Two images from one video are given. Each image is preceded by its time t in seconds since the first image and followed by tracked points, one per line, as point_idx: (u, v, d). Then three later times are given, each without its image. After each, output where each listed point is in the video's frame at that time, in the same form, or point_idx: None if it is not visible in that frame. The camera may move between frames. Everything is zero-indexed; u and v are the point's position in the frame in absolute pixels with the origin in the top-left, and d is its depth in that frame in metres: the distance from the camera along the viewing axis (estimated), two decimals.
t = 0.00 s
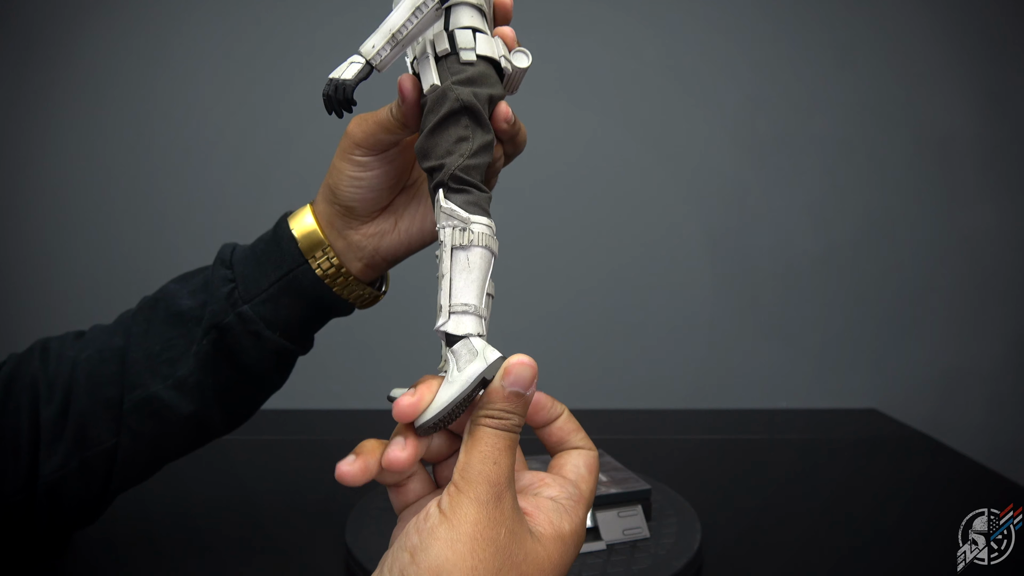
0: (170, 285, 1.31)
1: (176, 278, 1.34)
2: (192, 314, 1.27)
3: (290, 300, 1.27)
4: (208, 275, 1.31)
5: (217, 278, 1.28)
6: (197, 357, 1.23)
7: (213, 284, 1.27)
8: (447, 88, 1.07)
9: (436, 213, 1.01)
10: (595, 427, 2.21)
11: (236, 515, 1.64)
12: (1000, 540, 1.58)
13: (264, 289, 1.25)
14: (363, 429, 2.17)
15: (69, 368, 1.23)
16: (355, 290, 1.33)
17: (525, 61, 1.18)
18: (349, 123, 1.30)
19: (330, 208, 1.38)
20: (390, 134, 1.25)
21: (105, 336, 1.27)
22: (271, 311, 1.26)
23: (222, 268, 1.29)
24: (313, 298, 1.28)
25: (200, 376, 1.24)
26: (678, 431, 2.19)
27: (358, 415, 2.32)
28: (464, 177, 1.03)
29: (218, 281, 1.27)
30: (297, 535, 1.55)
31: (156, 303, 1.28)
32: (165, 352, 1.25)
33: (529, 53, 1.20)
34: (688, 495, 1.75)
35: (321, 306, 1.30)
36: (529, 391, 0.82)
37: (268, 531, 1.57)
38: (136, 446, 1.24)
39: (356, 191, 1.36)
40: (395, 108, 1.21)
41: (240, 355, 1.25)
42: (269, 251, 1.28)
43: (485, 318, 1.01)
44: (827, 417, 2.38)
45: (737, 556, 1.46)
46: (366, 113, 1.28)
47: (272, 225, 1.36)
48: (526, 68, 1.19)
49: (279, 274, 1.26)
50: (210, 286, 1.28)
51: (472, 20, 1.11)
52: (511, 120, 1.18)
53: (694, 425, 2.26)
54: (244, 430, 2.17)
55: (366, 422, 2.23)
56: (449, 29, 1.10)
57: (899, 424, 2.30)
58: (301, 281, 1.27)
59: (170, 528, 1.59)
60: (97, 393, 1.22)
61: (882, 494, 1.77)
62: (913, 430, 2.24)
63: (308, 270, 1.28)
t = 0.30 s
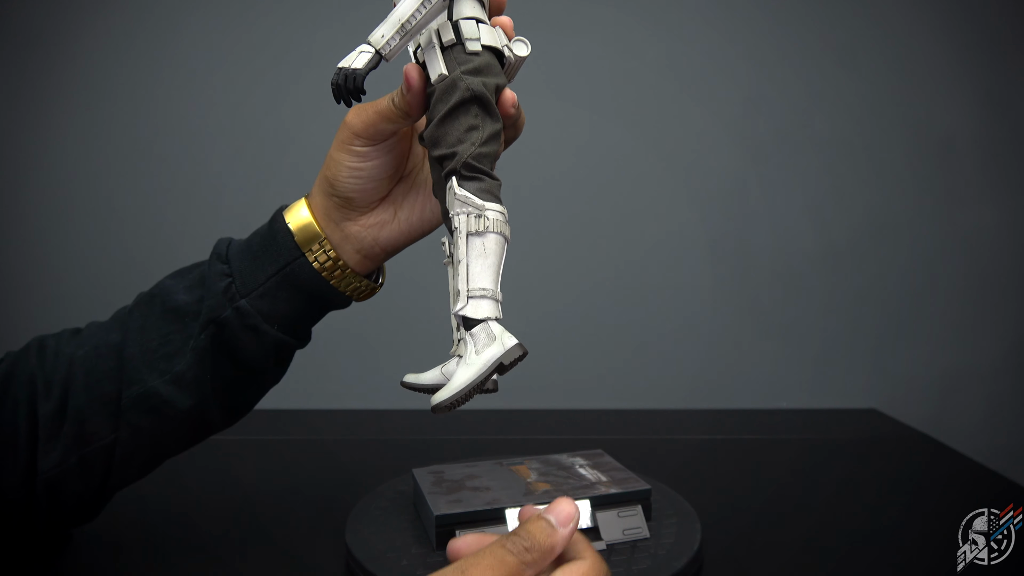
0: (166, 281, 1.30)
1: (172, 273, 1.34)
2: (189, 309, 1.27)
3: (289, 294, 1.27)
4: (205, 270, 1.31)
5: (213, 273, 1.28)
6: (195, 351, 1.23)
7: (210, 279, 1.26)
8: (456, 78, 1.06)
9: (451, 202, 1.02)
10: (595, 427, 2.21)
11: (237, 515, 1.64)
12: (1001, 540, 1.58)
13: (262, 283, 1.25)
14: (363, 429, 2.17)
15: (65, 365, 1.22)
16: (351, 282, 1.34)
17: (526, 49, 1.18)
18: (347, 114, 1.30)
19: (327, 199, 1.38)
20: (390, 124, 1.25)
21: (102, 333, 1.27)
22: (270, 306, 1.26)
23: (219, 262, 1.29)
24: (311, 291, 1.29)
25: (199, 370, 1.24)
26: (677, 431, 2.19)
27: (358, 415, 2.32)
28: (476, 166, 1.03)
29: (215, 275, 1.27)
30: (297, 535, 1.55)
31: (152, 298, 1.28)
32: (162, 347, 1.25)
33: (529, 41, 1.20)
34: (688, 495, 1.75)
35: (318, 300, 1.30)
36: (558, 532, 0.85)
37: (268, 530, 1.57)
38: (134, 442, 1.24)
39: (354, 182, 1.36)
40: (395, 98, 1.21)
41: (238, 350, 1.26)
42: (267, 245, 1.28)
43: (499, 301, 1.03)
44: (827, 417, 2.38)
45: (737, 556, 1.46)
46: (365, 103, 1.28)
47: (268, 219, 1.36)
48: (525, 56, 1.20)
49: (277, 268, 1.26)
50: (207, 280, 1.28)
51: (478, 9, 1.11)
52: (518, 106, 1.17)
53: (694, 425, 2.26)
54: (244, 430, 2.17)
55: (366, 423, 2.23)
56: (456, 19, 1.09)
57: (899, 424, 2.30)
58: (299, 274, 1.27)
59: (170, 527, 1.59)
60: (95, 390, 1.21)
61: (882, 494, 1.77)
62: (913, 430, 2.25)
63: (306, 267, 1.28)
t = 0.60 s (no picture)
0: (159, 274, 1.30)
1: (164, 266, 1.33)
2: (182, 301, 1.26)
3: (282, 283, 1.27)
4: (197, 262, 1.30)
5: (206, 264, 1.27)
6: (189, 343, 1.23)
7: (203, 269, 1.26)
8: (444, 53, 1.06)
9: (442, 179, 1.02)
10: (595, 427, 2.21)
11: (237, 515, 1.64)
12: (1001, 540, 1.58)
13: (255, 272, 1.25)
14: (363, 429, 2.17)
15: (59, 360, 1.22)
16: (346, 270, 1.34)
17: (516, 23, 1.17)
18: (337, 96, 1.30)
19: (319, 185, 1.38)
20: (380, 104, 1.25)
21: (94, 327, 1.26)
22: (264, 295, 1.26)
23: (211, 253, 1.29)
24: (306, 280, 1.29)
25: (194, 362, 1.23)
26: (678, 431, 2.19)
27: (358, 415, 2.32)
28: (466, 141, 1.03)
29: (208, 265, 1.26)
30: (298, 534, 1.55)
31: (145, 291, 1.28)
32: (156, 340, 1.24)
33: (518, 16, 1.20)
34: (689, 495, 1.75)
35: (315, 289, 1.31)
36: None
37: (268, 530, 1.57)
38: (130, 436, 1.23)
39: (345, 166, 1.36)
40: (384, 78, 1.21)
41: (232, 340, 1.26)
42: (259, 234, 1.28)
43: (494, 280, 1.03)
44: (827, 417, 2.38)
45: (737, 556, 1.46)
46: (355, 85, 1.28)
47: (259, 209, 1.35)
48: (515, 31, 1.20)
49: (269, 257, 1.26)
50: (199, 272, 1.27)
51: None
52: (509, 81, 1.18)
53: (694, 425, 2.26)
54: (245, 429, 2.18)
55: (367, 423, 2.23)
56: None
57: (899, 424, 2.30)
58: (291, 263, 1.28)
59: (169, 527, 1.59)
60: (89, 384, 1.21)
61: (882, 494, 1.77)
62: (913, 430, 2.25)
63: (302, 260, 1.28)
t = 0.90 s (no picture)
0: (150, 274, 1.31)
1: (156, 266, 1.34)
2: (174, 301, 1.26)
3: (273, 283, 1.27)
4: (189, 262, 1.31)
5: (197, 264, 1.28)
6: (181, 343, 1.23)
7: (194, 269, 1.26)
8: (436, 51, 1.06)
9: (435, 178, 1.02)
10: (595, 427, 2.21)
11: (237, 516, 1.64)
12: (1001, 540, 1.58)
13: (246, 273, 1.25)
14: (363, 429, 2.17)
15: (51, 361, 1.23)
16: (338, 270, 1.34)
17: (507, 22, 1.17)
18: (328, 96, 1.30)
19: (311, 185, 1.38)
20: (371, 105, 1.25)
21: (87, 328, 1.27)
22: (255, 295, 1.26)
23: (202, 253, 1.29)
24: (298, 280, 1.29)
25: (185, 362, 1.23)
26: (678, 431, 2.19)
27: (358, 416, 2.32)
28: (459, 140, 1.03)
29: (199, 266, 1.27)
30: (298, 535, 1.55)
31: (137, 292, 1.28)
32: (148, 340, 1.24)
33: (510, 16, 1.20)
34: (689, 495, 1.74)
35: (307, 289, 1.31)
36: None
37: (268, 530, 1.57)
38: (121, 436, 1.23)
39: (337, 166, 1.36)
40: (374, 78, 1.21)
41: (225, 339, 1.25)
42: (250, 234, 1.28)
43: (487, 278, 1.04)
44: (827, 417, 2.38)
45: (738, 556, 1.46)
46: (346, 85, 1.28)
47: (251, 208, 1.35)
48: (506, 30, 1.20)
49: (260, 258, 1.26)
50: (190, 272, 1.28)
51: None
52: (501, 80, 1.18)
53: (694, 425, 2.26)
54: (244, 430, 2.17)
55: (367, 423, 2.23)
56: None
57: (900, 424, 2.30)
58: (283, 263, 1.27)
59: (168, 527, 1.59)
60: (81, 384, 1.21)
61: (882, 494, 1.77)
62: (913, 430, 2.24)
63: (295, 260, 1.28)
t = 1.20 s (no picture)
0: (146, 271, 1.32)
1: (151, 265, 1.35)
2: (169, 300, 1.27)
3: (270, 282, 1.27)
4: (184, 260, 1.32)
5: (193, 261, 1.28)
6: (176, 342, 1.23)
7: (190, 268, 1.26)
8: (442, 57, 1.06)
9: (435, 188, 1.01)
10: (595, 427, 2.21)
11: (237, 515, 1.64)
12: (1001, 540, 1.58)
13: (242, 271, 1.25)
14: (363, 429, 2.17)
15: (46, 357, 1.22)
16: (336, 269, 1.35)
17: (515, 28, 1.18)
18: (328, 95, 1.30)
19: (310, 184, 1.38)
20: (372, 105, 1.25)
21: (82, 326, 1.27)
22: (252, 294, 1.26)
23: (198, 250, 1.30)
24: (294, 278, 1.29)
25: (180, 361, 1.23)
26: (679, 431, 2.19)
27: (358, 415, 2.32)
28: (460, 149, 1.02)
29: (194, 264, 1.27)
30: (298, 534, 1.55)
31: (132, 290, 1.29)
32: (143, 338, 1.25)
33: (518, 21, 1.21)
34: (689, 495, 1.74)
35: (303, 288, 1.31)
36: None
37: (267, 530, 1.57)
38: (115, 435, 1.23)
39: (336, 165, 1.36)
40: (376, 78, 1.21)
41: (220, 339, 1.25)
42: (247, 232, 1.29)
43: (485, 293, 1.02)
44: (827, 417, 2.38)
45: (738, 556, 1.46)
46: (347, 84, 1.28)
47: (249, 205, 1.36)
48: (513, 36, 1.20)
49: (257, 256, 1.26)
50: (186, 270, 1.29)
51: None
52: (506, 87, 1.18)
53: (694, 425, 2.26)
54: (244, 429, 2.17)
55: (366, 423, 2.23)
56: None
57: (900, 424, 2.30)
58: (279, 262, 1.28)
59: (168, 526, 1.59)
60: (75, 381, 1.21)
61: (882, 494, 1.77)
62: (913, 430, 2.25)
63: (291, 260, 1.29)
